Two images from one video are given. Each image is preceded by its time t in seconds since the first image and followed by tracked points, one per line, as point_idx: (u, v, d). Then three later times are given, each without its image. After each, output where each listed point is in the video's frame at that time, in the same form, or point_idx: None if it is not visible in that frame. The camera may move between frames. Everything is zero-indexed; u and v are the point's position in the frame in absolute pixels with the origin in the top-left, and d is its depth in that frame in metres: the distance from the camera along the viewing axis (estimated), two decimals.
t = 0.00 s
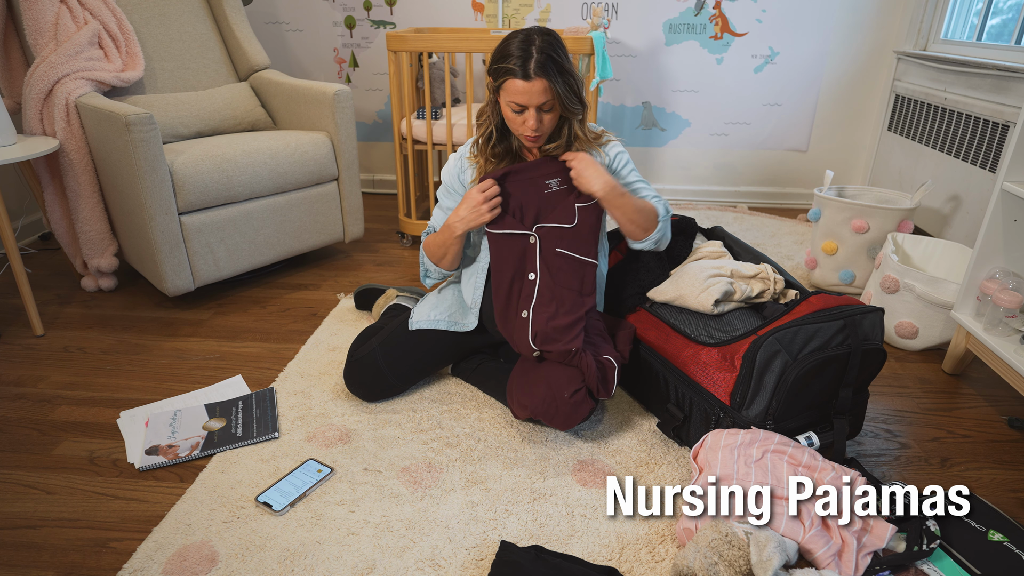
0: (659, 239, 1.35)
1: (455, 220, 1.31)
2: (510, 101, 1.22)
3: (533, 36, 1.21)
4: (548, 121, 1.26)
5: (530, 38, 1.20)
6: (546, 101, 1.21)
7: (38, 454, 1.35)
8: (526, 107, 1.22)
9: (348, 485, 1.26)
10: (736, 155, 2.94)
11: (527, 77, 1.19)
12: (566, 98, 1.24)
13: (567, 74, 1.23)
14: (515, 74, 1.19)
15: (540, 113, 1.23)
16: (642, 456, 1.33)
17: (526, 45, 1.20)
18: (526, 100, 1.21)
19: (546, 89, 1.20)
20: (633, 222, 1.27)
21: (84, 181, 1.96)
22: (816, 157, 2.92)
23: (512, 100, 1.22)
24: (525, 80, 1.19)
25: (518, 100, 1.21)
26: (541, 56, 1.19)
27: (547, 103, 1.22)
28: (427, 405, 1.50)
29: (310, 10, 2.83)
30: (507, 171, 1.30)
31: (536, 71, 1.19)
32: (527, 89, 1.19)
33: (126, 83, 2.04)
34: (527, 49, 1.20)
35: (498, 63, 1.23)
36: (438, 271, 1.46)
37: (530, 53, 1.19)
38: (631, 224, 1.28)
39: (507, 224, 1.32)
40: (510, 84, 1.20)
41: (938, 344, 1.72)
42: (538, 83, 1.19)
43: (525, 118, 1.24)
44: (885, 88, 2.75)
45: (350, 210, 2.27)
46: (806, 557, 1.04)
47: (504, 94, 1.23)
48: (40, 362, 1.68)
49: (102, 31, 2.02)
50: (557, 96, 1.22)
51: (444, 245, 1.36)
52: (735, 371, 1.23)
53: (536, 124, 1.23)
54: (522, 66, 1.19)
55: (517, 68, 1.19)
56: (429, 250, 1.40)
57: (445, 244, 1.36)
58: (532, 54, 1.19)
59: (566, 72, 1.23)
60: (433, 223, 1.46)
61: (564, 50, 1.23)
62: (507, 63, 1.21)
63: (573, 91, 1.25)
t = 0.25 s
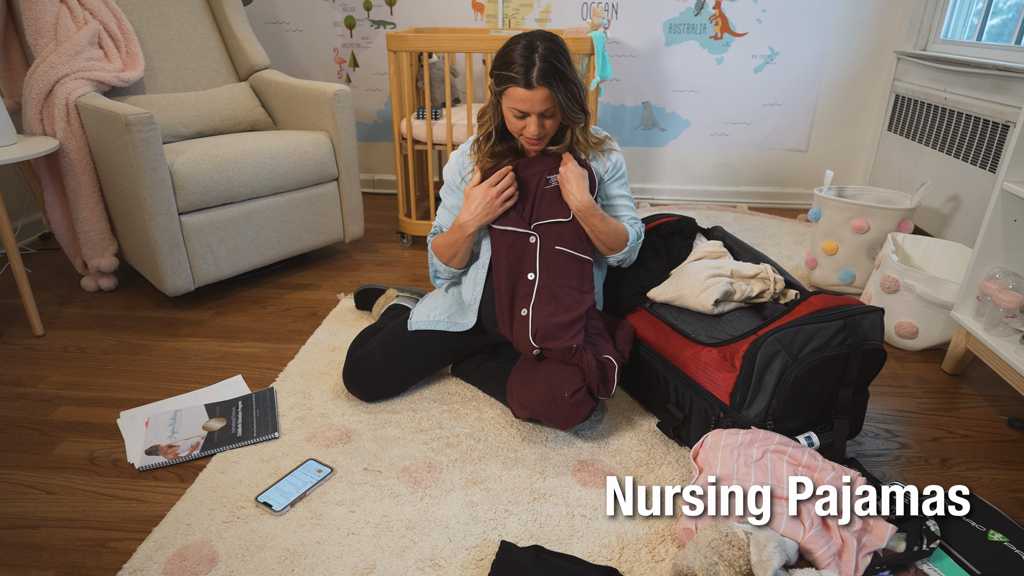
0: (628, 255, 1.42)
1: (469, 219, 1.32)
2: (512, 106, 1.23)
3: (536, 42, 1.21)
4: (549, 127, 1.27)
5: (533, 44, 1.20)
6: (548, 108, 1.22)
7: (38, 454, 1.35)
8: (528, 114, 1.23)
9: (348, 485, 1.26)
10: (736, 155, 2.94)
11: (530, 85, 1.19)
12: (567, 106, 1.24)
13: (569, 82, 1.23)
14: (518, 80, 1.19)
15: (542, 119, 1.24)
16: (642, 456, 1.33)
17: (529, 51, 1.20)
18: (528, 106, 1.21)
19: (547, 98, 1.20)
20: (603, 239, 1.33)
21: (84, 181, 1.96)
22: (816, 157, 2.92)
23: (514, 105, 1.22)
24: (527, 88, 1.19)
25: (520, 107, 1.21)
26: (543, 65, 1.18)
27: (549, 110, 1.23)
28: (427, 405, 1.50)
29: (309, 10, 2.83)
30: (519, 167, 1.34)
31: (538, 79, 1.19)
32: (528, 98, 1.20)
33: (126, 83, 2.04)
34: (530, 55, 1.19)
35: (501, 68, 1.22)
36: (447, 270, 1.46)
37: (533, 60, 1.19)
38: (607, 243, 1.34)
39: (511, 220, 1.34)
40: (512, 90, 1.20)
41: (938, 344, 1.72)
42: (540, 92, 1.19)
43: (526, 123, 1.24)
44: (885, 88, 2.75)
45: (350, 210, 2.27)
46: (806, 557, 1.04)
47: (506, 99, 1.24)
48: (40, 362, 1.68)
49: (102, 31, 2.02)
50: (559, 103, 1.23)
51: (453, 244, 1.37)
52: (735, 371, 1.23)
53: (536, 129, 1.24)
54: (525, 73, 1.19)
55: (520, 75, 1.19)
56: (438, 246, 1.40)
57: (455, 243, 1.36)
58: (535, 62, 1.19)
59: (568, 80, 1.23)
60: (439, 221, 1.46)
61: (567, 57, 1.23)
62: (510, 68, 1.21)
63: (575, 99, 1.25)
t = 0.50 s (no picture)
0: (625, 254, 1.41)
1: (490, 246, 1.31)
2: (513, 101, 1.22)
3: (537, 38, 1.21)
4: (550, 122, 1.27)
5: (535, 40, 1.20)
6: (550, 102, 1.22)
7: (37, 454, 1.35)
8: (529, 109, 1.22)
9: (348, 485, 1.26)
10: (736, 155, 2.94)
11: (531, 79, 1.19)
12: (569, 102, 1.24)
13: (570, 77, 1.23)
14: (519, 75, 1.19)
15: (543, 114, 1.24)
16: (642, 456, 1.33)
17: (531, 46, 1.20)
18: (530, 101, 1.21)
19: (550, 92, 1.20)
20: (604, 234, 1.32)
21: (84, 181, 1.96)
22: (816, 157, 2.92)
23: (515, 100, 1.22)
24: (528, 83, 1.19)
25: (521, 102, 1.21)
26: (545, 59, 1.18)
27: (550, 104, 1.23)
28: (428, 405, 1.50)
29: (310, 10, 2.83)
30: (518, 167, 1.34)
31: (540, 73, 1.19)
32: (530, 92, 1.20)
33: (126, 83, 2.04)
34: (531, 50, 1.19)
35: (502, 64, 1.23)
36: (441, 275, 1.45)
37: (535, 55, 1.19)
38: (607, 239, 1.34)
39: (511, 219, 1.33)
40: (514, 85, 1.20)
41: (938, 344, 1.72)
42: (542, 86, 1.19)
43: (528, 118, 1.24)
44: (885, 88, 2.75)
45: (350, 210, 2.27)
46: (806, 557, 1.04)
47: (506, 94, 1.23)
48: (40, 362, 1.68)
49: (102, 31, 2.02)
50: (560, 98, 1.23)
51: (461, 257, 1.36)
52: (735, 371, 1.23)
53: (537, 124, 1.24)
54: (526, 68, 1.19)
55: (522, 70, 1.19)
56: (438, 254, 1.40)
57: (464, 257, 1.36)
58: (536, 57, 1.19)
59: (569, 75, 1.23)
60: (437, 221, 1.45)
61: (568, 52, 1.23)
62: (511, 63, 1.21)
63: (576, 95, 1.26)
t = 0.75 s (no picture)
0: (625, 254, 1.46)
1: (484, 236, 1.32)
2: (512, 98, 1.22)
3: (537, 35, 1.21)
4: (550, 120, 1.26)
5: (534, 37, 1.21)
6: (550, 98, 1.21)
7: (37, 454, 1.35)
8: (529, 106, 1.22)
9: (348, 485, 1.26)
10: (736, 155, 2.94)
11: (531, 75, 1.19)
12: (569, 98, 1.24)
13: (570, 74, 1.23)
14: (519, 72, 1.19)
15: (542, 111, 1.23)
16: (642, 456, 1.33)
17: (530, 43, 1.20)
18: (529, 97, 1.21)
19: (550, 89, 1.20)
20: (610, 239, 1.38)
21: (84, 181, 1.96)
22: (816, 157, 2.92)
23: (514, 97, 1.22)
24: (528, 79, 1.19)
25: (521, 99, 1.21)
26: (545, 56, 1.19)
27: (550, 101, 1.22)
28: (428, 405, 1.50)
29: (310, 10, 2.83)
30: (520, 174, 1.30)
31: (540, 69, 1.19)
32: (530, 88, 1.20)
33: (126, 83, 2.04)
34: (531, 47, 1.20)
35: (502, 62, 1.23)
36: (437, 271, 1.46)
37: (534, 52, 1.19)
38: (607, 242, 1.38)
39: (513, 226, 1.33)
40: (513, 81, 1.20)
41: (938, 344, 1.72)
42: (542, 82, 1.19)
43: (527, 115, 1.24)
44: (885, 88, 2.75)
45: (350, 210, 2.27)
46: (806, 557, 1.04)
47: (506, 92, 1.23)
48: (40, 362, 1.68)
49: (102, 31, 2.02)
50: (560, 95, 1.22)
51: (454, 249, 1.37)
52: (735, 371, 1.23)
53: (537, 121, 1.23)
54: (526, 64, 1.19)
55: (521, 66, 1.19)
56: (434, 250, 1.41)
57: (457, 249, 1.37)
58: (537, 53, 1.19)
59: (569, 74, 1.23)
60: (433, 219, 1.46)
61: (567, 50, 1.24)
62: (511, 60, 1.21)
63: (576, 92, 1.25)
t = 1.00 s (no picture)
0: (630, 251, 1.47)
1: (477, 233, 1.32)
2: (510, 107, 1.22)
3: (535, 44, 1.20)
4: (547, 127, 1.26)
5: (532, 46, 1.20)
6: (547, 108, 1.21)
7: (37, 454, 1.35)
8: (526, 115, 1.22)
9: (348, 485, 1.26)
10: (736, 155, 2.94)
11: (529, 87, 1.19)
12: (566, 109, 1.24)
13: (567, 82, 1.23)
14: (517, 83, 1.19)
15: (540, 120, 1.23)
16: (642, 456, 1.33)
17: (528, 53, 1.19)
18: (527, 108, 1.20)
19: (547, 100, 1.20)
20: (611, 241, 1.39)
21: (84, 181, 1.96)
22: (816, 157, 2.92)
23: (512, 106, 1.22)
24: (526, 90, 1.19)
25: (519, 109, 1.21)
26: (543, 67, 1.18)
27: (548, 110, 1.22)
28: (427, 406, 1.50)
29: (310, 10, 2.83)
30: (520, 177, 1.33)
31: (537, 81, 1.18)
32: (528, 99, 1.19)
33: (126, 83, 2.04)
34: (529, 58, 1.19)
35: (499, 71, 1.22)
36: (432, 268, 1.45)
37: (532, 63, 1.19)
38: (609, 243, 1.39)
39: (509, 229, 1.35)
40: (511, 93, 1.20)
41: (938, 344, 1.72)
42: (539, 94, 1.19)
43: (525, 124, 1.24)
44: (885, 88, 2.75)
45: (350, 210, 2.27)
46: (807, 557, 1.04)
47: (504, 101, 1.23)
48: (40, 362, 1.68)
49: (102, 31, 2.02)
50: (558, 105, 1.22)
51: (448, 247, 1.37)
52: (735, 371, 1.23)
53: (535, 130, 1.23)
54: (524, 77, 1.18)
55: (519, 78, 1.18)
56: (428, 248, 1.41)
57: (451, 247, 1.36)
58: (534, 64, 1.18)
59: (567, 82, 1.23)
60: (430, 218, 1.45)
61: (566, 58, 1.23)
62: (508, 70, 1.20)
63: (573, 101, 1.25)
